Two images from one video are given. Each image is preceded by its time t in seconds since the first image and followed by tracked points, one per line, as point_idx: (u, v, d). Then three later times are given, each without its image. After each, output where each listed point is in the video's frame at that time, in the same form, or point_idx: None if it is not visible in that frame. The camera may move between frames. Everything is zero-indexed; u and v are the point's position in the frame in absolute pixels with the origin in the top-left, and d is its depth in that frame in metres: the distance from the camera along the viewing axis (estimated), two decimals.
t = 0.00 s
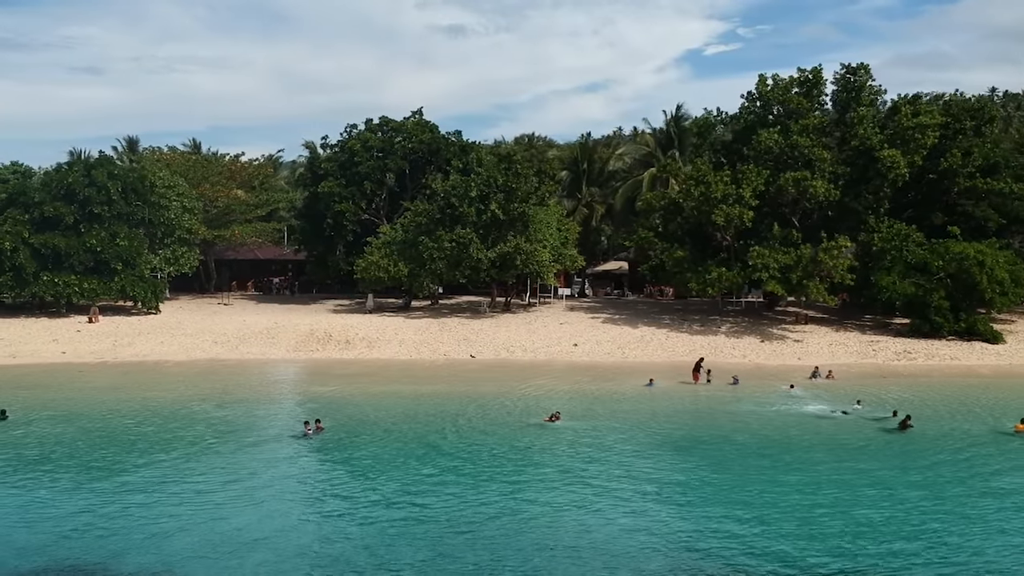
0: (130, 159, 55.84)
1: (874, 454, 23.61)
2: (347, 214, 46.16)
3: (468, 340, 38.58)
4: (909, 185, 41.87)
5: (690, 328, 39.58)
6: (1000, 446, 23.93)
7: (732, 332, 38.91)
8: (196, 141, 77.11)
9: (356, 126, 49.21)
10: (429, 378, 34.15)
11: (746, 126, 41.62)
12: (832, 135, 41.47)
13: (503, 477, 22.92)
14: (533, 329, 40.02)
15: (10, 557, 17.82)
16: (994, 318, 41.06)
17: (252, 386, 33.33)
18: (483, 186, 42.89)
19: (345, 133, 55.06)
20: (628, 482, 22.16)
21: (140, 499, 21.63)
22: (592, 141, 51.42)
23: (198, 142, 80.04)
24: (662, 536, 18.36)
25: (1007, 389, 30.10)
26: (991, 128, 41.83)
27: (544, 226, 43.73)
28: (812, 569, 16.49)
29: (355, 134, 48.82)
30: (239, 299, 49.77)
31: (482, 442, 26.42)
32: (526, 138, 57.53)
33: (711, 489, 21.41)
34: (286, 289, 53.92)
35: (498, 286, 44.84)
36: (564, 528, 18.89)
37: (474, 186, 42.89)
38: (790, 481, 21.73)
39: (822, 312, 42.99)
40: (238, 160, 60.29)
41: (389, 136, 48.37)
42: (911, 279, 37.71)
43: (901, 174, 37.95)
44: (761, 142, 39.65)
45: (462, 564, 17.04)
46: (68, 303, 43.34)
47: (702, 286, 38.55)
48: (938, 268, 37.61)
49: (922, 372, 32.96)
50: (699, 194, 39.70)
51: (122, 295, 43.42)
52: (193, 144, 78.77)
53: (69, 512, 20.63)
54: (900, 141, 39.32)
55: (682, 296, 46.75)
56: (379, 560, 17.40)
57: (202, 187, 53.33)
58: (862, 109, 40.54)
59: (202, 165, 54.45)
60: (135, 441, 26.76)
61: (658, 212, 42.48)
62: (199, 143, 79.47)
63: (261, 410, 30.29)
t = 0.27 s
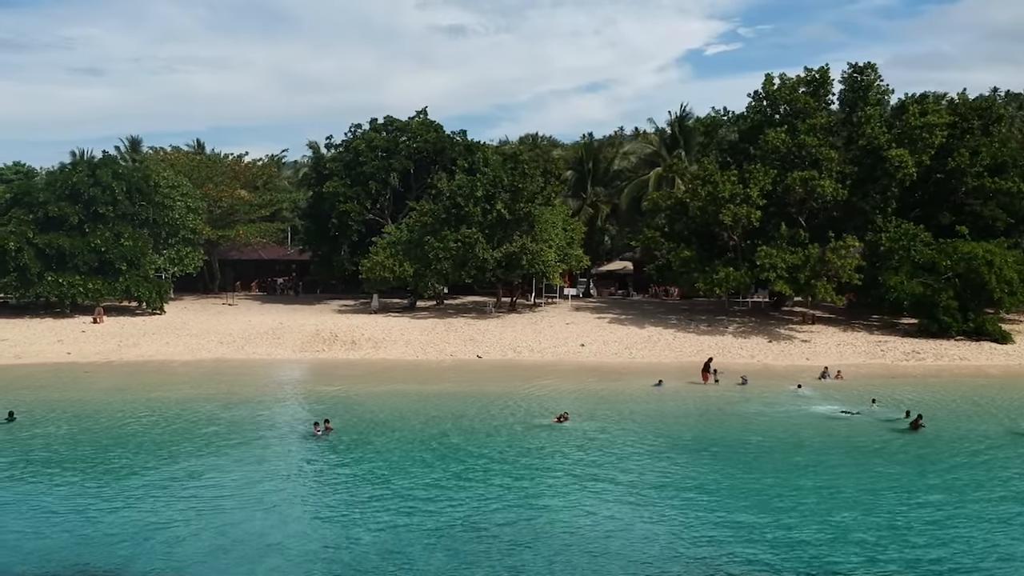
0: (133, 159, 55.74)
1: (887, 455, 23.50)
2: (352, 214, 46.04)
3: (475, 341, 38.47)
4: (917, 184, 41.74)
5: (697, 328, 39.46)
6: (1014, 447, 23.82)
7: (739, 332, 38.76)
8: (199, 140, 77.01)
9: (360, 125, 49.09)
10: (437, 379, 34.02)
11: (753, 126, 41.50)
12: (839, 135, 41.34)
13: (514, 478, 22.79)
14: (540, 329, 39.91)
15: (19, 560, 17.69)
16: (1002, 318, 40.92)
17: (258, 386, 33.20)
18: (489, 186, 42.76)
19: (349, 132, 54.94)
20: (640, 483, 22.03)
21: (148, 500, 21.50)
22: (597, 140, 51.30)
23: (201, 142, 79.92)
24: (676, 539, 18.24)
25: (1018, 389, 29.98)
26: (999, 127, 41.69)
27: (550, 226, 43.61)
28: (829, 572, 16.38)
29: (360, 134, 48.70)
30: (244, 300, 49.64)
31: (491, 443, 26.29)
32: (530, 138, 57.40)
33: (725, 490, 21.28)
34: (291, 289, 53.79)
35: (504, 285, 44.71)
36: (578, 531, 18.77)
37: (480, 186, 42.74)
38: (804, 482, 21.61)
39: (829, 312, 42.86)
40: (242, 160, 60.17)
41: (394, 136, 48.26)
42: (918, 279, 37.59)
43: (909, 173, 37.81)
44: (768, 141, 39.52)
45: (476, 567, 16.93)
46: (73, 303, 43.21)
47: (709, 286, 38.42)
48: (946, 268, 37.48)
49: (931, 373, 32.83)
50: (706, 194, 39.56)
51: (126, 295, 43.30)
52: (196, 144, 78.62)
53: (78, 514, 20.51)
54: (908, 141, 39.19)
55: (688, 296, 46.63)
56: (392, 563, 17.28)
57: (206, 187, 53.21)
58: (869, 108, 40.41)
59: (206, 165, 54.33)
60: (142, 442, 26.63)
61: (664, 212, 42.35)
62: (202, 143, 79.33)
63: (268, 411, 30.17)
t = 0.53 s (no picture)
0: (137, 159, 55.64)
1: (900, 457, 23.33)
2: (357, 214, 45.89)
3: (481, 341, 38.33)
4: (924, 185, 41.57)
5: (703, 329, 39.30)
6: None
7: (746, 333, 38.59)
8: (203, 141, 76.91)
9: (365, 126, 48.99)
10: (443, 380, 33.89)
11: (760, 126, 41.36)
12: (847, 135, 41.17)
13: (524, 480, 22.63)
14: (546, 330, 39.77)
15: (26, 562, 17.53)
16: (1010, 319, 40.73)
17: (264, 387, 33.06)
18: (494, 187, 42.59)
19: (354, 132, 54.83)
20: (651, 484, 21.87)
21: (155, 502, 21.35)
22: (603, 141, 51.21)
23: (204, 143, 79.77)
24: (690, 540, 18.07)
25: None
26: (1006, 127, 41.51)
27: (556, 226, 43.47)
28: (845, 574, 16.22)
29: (365, 135, 48.59)
30: (248, 300, 49.49)
31: (500, 444, 26.12)
32: (535, 138, 57.32)
33: (737, 492, 21.12)
34: (295, 289, 53.65)
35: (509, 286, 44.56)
36: (590, 532, 18.61)
37: (485, 186, 42.55)
38: (816, 484, 21.45)
39: (836, 313, 42.73)
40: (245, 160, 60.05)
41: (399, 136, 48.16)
42: (926, 280, 37.42)
43: (917, 174, 37.63)
44: (775, 141, 39.36)
45: (488, 568, 16.77)
46: (77, 303, 43.10)
47: (716, 287, 38.25)
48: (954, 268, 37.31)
49: (940, 374, 32.67)
50: (712, 194, 39.39)
51: (130, 296, 43.17)
52: (199, 145, 78.50)
53: (84, 516, 20.35)
54: (915, 141, 39.04)
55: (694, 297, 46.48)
56: (402, 565, 17.11)
57: (210, 187, 53.10)
58: (876, 108, 40.25)
59: (210, 166, 54.23)
60: (149, 443, 26.48)
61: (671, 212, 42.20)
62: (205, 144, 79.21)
63: (275, 412, 30.02)
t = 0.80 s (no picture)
0: (140, 159, 55.45)
1: (911, 460, 23.21)
2: (361, 214, 45.73)
3: (486, 342, 38.18)
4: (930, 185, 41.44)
5: (709, 330, 39.14)
6: None
7: (753, 334, 38.43)
8: (205, 141, 76.71)
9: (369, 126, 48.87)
10: (450, 381, 33.75)
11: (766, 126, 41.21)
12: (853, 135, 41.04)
13: (534, 482, 22.47)
14: (551, 331, 39.62)
15: (33, 565, 17.36)
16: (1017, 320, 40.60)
17: (270, 388, 32.89)
18: (500, 187, 42.43)
19: (357, 132, 54.71)
20: (662, 487, 21.72)
21: (162, 503, 21.18)
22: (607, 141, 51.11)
23: (206, 142, 79.58)
24: (704, 545, 17.93)
25: None
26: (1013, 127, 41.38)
27: (561, 227, 43.33)
28: None
29: (369, 134, 48.45)
30: (252, 301, 49.34)
31: (508, 446, 25.98)
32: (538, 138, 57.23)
33: (749, 495, 20.99)
34: (298, 290, 53.50)
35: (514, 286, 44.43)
36: (603, 536, 18.46)
37: (491, 187, 42.36)
38: (829, 487, 21.32)
39: (842, 314, 42.60)
40: (248, 160, 59.91)
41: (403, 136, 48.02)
42: (933, 281, 37.27)
43: (924, 174, 37.49)
44: (782, 142, 39.20)
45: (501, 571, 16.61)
46: (80, 304, 42.92)
47: (723, 287, 38.09)
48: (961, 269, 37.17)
49: (949, 375, 32.53)
50: (719, 194, 39.22)
51: (134, 296, 43.01)
52: (201, 144, 78.33)
53: (91, 517, 20.19)
54: (922, 141, 38.89)
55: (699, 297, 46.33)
56: (414, 567, 16.95)
57: (213, 187, 52.94)
58: (883, 109, 40.10)
59: (213, 166, 54.09)
60: (155, 445, 26.31)
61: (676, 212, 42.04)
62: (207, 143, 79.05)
63: (281, 413, 29.88)
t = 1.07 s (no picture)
0: (143, 159, 55.32)
1: (922, 464, 23.08)
2: (365, 215, 45.56)
3: (492, 344, 38.03)
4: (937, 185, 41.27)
5: (715, 331, 38.98)
6: None
7: (759, 335, 38.26)
8: (208, 141, 76.60)
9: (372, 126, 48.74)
10: (456, 382, 33.59)
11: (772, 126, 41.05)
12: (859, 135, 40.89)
13: (543, 485, 22.30)
14: (557, 332, 39.46)
15: (39, 569, 17.18)
16: None
17: (274, 389, 32.73)
18: (504, 187, 42.22)
19: (360, 132, 54.57)
20: (672, 491, 21.56)
21: (169, 507, 21.00)
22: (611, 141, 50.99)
23: (208, 142, 79.41)
24: (717, 551, 17.76)
25: None
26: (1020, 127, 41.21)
27: (565, 227, 43.17)
28: None
29: (372, 135, 48.30)
30: (255, 301, 49.18)
31: (516, 448, 25.82)
32: (542, 139, 57.08)
33: (760, 499, 20.83)
34: (301, 290, 53.36)
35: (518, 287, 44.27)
36: (614, 541, 18.29)
37: (496, 188, 42.11)
38: (840, 491, 21.17)
39: (848, 315, 42.44)
40: (251, 160, 59.76)
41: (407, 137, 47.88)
42: (941, 281, 37.11)
43: (932, 174, 37.31)
44: (788, 142, 39.03)
45: None
46: (84, 304, 42.78)
47: (729, 288, 37.92)
48: (969, 270, 37.01)
49: (957, 377, 32.37)
50: (725, 195, 39.04)
51: (137, 297, 42.86)
52: (203, 144, 78.17)
53: (97, 521, 20.00)
54: (929, 141, 38.71)
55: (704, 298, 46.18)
56: (425, 573, 16.78)
57: (216, 188, 52.80)
58: (890, 109, 39.92)
59: (216, 166, 53.99)
60: (160, 446, 26.14)
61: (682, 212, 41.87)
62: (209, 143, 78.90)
63: (286, 414, 29.73)
